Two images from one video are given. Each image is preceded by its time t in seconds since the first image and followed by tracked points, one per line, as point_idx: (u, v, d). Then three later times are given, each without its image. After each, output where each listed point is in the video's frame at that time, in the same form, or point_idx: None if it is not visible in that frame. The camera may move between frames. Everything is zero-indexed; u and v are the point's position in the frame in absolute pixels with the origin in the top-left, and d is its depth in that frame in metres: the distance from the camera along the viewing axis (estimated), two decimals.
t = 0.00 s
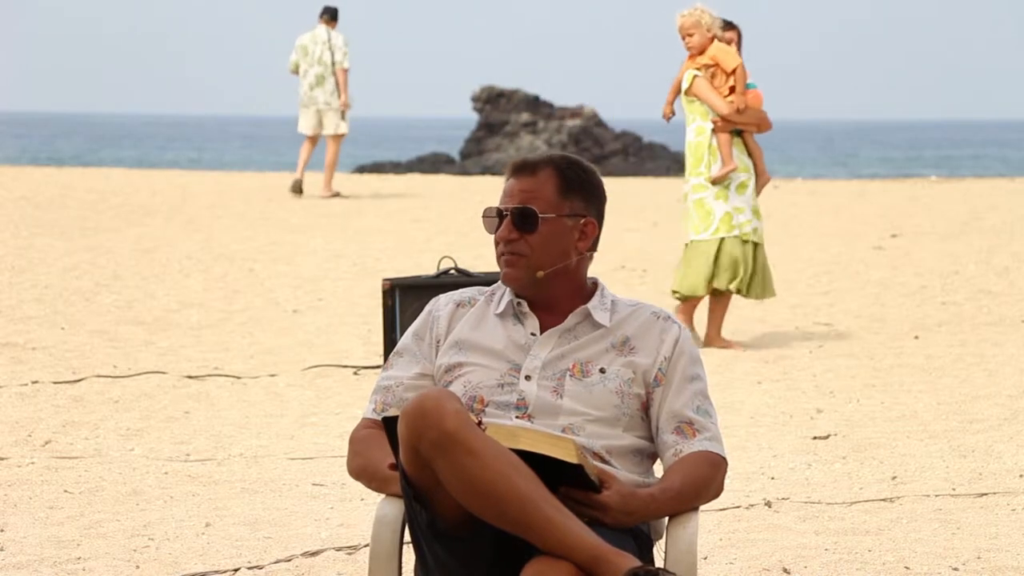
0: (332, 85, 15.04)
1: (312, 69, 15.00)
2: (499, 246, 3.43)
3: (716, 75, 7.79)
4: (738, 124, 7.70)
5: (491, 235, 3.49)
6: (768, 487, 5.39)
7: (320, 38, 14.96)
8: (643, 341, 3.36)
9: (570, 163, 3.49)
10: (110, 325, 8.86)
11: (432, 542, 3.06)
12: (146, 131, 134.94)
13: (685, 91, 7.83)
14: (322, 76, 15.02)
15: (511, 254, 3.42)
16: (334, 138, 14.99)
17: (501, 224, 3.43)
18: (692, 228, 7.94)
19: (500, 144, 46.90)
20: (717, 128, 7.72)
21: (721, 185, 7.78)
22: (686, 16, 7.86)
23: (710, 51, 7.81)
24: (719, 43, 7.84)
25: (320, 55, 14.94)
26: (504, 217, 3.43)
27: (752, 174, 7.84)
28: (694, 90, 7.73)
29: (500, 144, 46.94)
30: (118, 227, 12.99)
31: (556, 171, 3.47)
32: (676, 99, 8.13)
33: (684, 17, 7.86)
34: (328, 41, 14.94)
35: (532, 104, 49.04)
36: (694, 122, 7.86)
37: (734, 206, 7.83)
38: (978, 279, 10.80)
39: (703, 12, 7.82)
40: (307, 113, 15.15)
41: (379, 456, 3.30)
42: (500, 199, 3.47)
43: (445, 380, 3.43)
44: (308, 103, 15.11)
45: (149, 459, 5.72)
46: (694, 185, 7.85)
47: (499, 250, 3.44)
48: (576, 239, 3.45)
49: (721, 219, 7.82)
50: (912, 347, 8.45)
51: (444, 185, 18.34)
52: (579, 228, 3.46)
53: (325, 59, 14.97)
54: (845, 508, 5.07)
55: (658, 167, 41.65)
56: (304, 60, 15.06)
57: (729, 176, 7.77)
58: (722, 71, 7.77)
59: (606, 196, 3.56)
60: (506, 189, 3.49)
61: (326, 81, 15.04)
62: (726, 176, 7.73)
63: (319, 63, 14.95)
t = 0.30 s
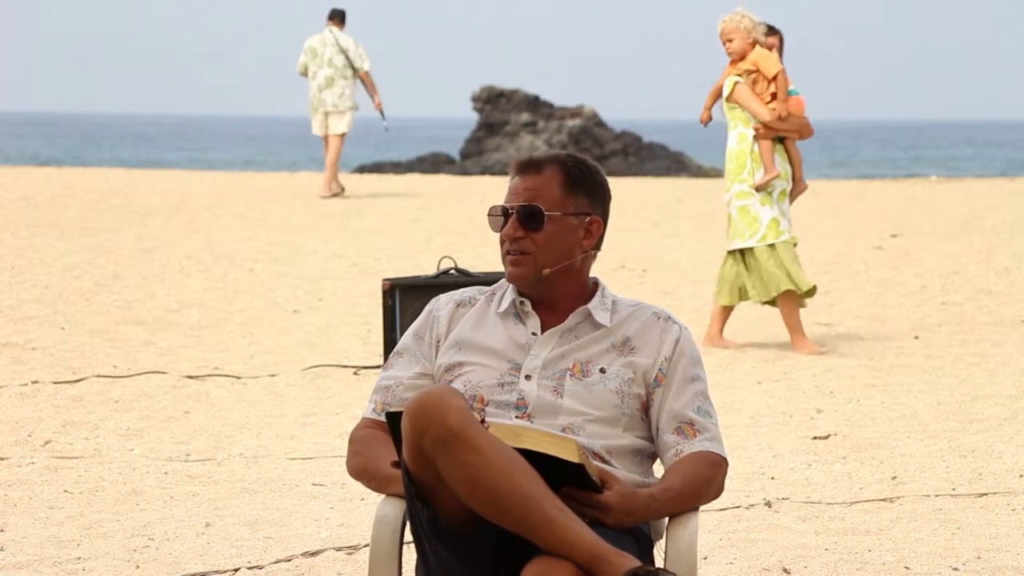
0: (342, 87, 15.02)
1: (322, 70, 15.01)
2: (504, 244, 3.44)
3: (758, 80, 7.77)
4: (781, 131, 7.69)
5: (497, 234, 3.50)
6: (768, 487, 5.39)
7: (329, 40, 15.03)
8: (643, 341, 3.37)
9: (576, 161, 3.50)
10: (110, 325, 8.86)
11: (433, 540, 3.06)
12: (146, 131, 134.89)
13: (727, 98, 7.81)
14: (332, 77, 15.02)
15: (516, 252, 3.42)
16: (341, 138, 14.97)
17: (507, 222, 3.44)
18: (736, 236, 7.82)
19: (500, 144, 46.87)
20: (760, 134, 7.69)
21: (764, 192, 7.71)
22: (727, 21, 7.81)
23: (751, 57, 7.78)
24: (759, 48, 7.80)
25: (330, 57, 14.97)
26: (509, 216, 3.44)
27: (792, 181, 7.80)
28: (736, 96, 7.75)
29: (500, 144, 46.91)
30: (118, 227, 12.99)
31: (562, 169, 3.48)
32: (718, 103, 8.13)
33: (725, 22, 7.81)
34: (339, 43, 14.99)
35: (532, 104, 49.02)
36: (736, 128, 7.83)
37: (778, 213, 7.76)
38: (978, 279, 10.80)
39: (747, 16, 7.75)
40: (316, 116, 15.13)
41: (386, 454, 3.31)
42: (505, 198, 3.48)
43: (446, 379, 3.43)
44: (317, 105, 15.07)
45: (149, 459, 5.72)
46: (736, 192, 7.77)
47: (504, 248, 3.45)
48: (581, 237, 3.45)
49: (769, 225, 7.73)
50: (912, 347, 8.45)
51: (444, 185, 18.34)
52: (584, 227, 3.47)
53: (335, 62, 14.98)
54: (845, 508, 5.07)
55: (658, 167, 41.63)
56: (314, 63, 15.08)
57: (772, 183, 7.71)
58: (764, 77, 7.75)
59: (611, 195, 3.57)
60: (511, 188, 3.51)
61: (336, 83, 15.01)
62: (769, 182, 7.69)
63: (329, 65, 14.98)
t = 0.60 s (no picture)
0: (349, 84, 15.04)
1: (328, 69, 15.02)
2: (504, 245, 3.44)
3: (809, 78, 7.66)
4: (832, 127, 7.61)
5: (497, 234, 3.51)
6: (768, 487, 5.39)
7: (335, 39, 15.07)
8: (643, 341, 3.37)
9: (575, 161, 3.51)
10: (110, 325, 8.86)
11: (432, 541, 3.06)
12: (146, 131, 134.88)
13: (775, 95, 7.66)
14: (339, 76, 15.04)
15: (516, 252, 3.43)
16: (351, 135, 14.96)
17: (506, 222, 3.44)
18: (780, 234, 7.79)
19: (500, 144, 46.85)
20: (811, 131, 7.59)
21: (812, 190, 7.64)
22: (773, 18, 7.72)
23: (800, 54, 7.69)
24: (807, 46, 7.72)
25: (336, 54, 15.00)
26: (509, 215, 3.44)
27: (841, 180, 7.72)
28: (786, 92, 7.57)
29: (501, 144, 46.89)
30: (118, 227, 12.99)
31: (561, 168, 3.48)
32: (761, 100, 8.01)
33: (771, 19, 7.72)
34: (344, 41, 15.02)
35: (532, 104, 48.97)
36: (784, 126, 7.70)
37: (823, 212, 7.69)
38: (978, 279, 10.80)
39: (792, 13, 7.69)
40: (323, 115, 15.13)
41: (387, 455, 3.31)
42: (505, 197, 3.48)
43: (446, 380, 3.43)
44: (324, 104, 15.07)
45: (150, 459, 5.72)
46: (782, 190, 7.72)
47: (504, 248, 3.45)
48: (580, 236, 3.45)
49: (812, 225, 7.69)
50: (912, 347, 8.46)
51: (444, 185, 18.33)
52: (584, 226, 3.47)
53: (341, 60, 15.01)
54: (845, 508, 5.07)
55: (658, 168, 41.61)
56: (320, 62, 15.10)
57: (820, 181, 7.64)
58: (815, 74, 7.64)
59: (611, 194, 3.56)
60: (510, 187, 3.51)
61: (342, 81, 15.02)
62: (819, 180, 7.61)
63: (335, 63, 14.99)
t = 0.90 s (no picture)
0: (359, 82, 15.05)
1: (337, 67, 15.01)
2: (502, 245, 3.44)
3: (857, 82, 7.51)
4: (878, 133, 7.45)
5: (494, 235, 3.51)
6: (768, 487, 5.39)
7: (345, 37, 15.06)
8: (642, 342, 3.37)
9: (573, 161, 3.50)
10: (110, 325, 8.86)
11: (432, 542, 3.06)
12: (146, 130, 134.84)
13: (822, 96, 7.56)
14: (348, 74, 15.04)
15: (514, 252, 3.42)
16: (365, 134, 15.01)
17: (504, 222, 3.44)
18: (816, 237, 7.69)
19: (500, 144, 46.81)
20: (856, 135, 7.46)
21: (852, 195, 7.54)
22: (824, 17, 7.52)
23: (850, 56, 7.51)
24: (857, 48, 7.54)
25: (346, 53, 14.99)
26: (507, 216, 3.44)
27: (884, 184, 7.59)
28: (833, 95, 7.49)
29: (500, 144, 46.85)
30: (118, 227, 12.98)
31: (559, 169, 3.48)
32: (808, 100, 7.84)
33: (822, 19, 7.52)
34: (353, 40, 15.00)
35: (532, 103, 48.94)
36: (830, 128, 7.59)
37: (862, 217, 7.58)
38: (978, 279, 10.80)
39: (847, 14, 7.48)
40: (331, 113, 15.13)
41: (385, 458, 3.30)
42: (503, 198, 3.48)
43: (446, 381, 3.43)
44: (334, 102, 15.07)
45: (150, 459, 5.72)
46: (821, 194, 7.60)
47: (502, 249, 3.45)
48: (578, 236, 3.45)
49: (847, 231, 7.58)
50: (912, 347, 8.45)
51: (445, 185, 18.33)
52: (582, 226, 3.47)
53: (350, 57, 14.99)
54: (845, 508, 5.07)
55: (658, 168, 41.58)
56: (329, 60, 15.07)
57: (862, 186, 7.51)
58: (864, 79, 7.51)
59: (609, 194, 3.56)
60: (508, 188, 3.51)
61: (352, 78, 15.02)
62: (860, 185, 7.48)
63: (344, 60, 14.97)
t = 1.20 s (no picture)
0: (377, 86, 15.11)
1: (356, 70, 15.02)
2: (501, 246, 3.44)
3: (906, 84, 7.45)
4: (931, 131, 7.37)
5: (494, 235, 3.51)
6: (768, 487, 5.39)
7: (364, 40, 15.08)
8: (642, 342, 3.37)
9: (572, 161, 3.51)
10: (110, 325, 8.85)
11: (432, 542, 3.06)
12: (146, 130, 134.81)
13: (872, 100, 7.51)
14: (366, 77, 15.07)
15: (514, 253, 3.42)
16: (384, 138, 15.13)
17: (503, 223, 3.44)
18: (881, 241, 7.60)
19: (500, 144, 46.78)
20: (909, 136, 7.39)
21: (913, 196, 7.45)
22: (867, 21, 7.50)
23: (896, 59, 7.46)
24: (904, 51, 7.49)
25: (365, 56, 15.01)
26: (506, 216, 3.44)
27: (944, 182, 7.49)
28: (883, 97, 7.42)
29: (501, 144, 46.82)
30: (118, 227, 12.98)
31: (558, 169, 3.48)
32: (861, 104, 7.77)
33: (865, 22, 7.50)
34: (373, 43, 15.03)
35: (531, 103, 48.90)
36: (882, 130, 7.53)
37: (925, 216, 7.49)
38: (979, 278, 10.79)
39: (891, 17, 7.43)
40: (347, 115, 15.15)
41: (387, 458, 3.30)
42: (503, 198, 3.49)
43: (446, 381, 3.43)
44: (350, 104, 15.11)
45: (150, 458, 5.72)
46: (882, 197, 7.53)
47: (502, 249, 3.45)
48: (578, 236, 3.45)
49: (913, 230, 7.48)
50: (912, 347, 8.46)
51: (445, 185, 18.33)
52: (582, 226, 3.47)
53: (370, 61, 15.02)
54: (845, 508, 5.07)
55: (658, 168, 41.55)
56: (349, 63, 15.08)
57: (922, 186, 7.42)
58: (911, 82, 7.43)
59: (609, 195, 3.56)
60: (507, 188, 3.52)
61: (371, 82, 15.06)
62: (920, 186, 7.40)
63: (364, 64, 14.99)
